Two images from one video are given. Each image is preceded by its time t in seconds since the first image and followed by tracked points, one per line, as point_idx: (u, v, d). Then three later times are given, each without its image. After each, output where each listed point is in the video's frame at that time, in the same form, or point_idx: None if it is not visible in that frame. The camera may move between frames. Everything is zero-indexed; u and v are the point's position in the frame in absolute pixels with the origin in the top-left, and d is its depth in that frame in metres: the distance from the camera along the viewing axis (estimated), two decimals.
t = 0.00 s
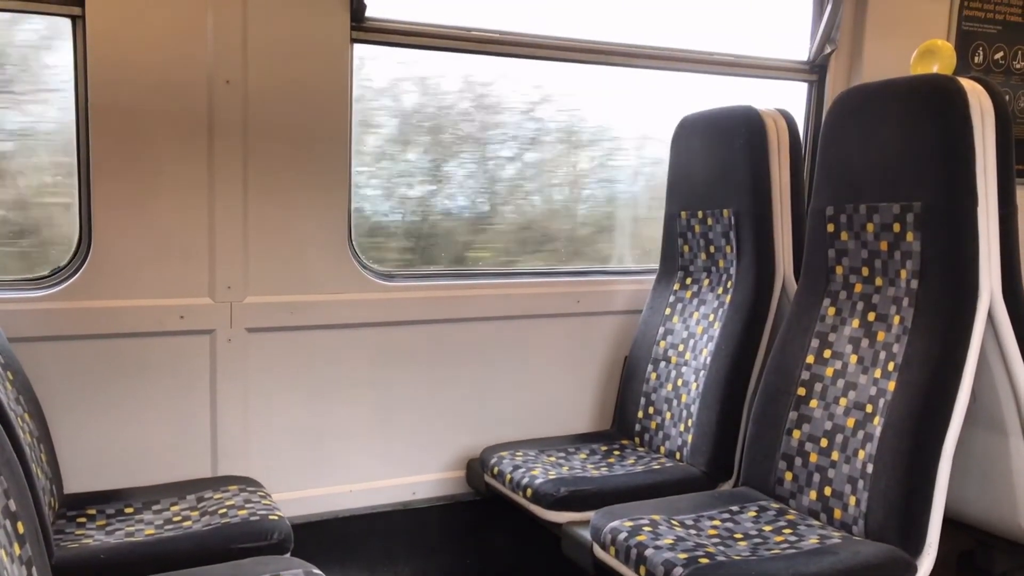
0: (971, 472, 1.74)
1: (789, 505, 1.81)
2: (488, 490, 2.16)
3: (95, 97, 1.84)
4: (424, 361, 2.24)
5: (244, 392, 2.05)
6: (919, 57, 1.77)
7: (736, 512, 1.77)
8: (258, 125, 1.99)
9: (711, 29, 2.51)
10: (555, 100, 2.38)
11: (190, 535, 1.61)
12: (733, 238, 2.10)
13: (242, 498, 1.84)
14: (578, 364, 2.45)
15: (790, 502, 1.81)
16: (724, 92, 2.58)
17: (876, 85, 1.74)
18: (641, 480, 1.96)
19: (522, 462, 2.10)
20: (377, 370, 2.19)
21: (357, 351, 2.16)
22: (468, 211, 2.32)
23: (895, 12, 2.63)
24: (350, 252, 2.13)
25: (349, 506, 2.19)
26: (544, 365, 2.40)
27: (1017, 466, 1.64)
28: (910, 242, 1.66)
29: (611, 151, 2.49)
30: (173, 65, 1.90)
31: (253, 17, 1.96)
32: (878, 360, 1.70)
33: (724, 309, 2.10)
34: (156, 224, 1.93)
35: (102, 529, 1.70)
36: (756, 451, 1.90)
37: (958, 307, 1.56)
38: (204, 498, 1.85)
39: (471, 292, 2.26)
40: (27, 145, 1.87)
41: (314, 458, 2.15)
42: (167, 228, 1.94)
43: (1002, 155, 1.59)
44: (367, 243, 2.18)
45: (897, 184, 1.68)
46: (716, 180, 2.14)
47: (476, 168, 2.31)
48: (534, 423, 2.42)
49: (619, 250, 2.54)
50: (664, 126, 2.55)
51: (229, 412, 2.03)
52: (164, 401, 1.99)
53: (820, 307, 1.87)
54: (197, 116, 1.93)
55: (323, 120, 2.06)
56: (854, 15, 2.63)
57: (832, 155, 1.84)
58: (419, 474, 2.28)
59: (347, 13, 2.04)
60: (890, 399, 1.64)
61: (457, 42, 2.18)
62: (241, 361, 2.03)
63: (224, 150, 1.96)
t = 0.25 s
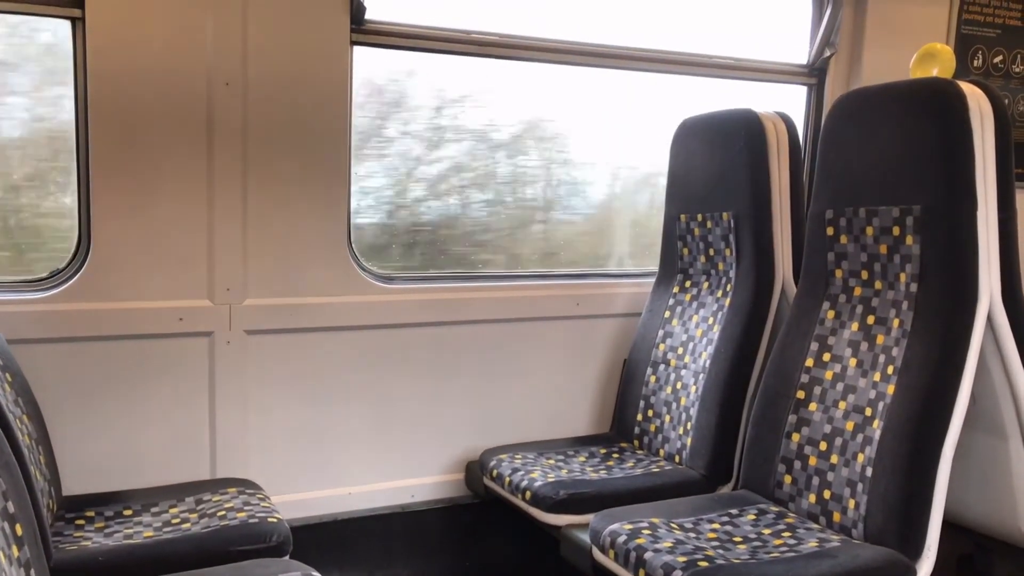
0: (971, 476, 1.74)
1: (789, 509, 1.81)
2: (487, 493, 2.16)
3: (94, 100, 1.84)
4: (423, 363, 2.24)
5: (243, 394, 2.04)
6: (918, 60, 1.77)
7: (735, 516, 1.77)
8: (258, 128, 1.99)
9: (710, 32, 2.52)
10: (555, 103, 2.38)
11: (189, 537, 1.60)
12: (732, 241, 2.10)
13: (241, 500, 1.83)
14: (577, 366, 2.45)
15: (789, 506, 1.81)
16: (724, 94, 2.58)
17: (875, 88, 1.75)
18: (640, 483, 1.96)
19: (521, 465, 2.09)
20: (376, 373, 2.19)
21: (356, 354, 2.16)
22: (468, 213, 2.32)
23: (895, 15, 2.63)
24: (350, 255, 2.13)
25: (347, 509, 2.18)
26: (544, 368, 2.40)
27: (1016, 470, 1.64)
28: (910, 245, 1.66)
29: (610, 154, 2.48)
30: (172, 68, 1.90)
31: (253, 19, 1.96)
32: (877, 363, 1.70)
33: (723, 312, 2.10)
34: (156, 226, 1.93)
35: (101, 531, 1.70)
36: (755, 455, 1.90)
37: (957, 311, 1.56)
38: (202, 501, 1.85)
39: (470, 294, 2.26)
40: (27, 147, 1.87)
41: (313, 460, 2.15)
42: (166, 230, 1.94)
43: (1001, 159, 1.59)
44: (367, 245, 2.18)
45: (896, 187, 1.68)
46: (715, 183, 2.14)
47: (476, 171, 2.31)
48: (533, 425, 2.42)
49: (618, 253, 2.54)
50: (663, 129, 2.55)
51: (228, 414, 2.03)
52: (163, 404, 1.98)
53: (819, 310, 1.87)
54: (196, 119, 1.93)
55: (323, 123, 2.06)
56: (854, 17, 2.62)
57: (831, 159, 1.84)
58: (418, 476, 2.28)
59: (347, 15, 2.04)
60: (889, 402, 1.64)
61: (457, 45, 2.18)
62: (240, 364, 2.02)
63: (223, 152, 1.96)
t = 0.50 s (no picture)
0: (970, 478, 1.74)
1: (788, 510, 1.81)
2: (486, 494, 2.16)
3: (94, 100, 1.84)
4: (422, 364, 2.24)
5: (242, 395, 2.04)
6: (918, 62, 1.77)
7: (734, 517, 1.77)
8: (258, 128, 1.99)
9: (710, 33, 2.52)
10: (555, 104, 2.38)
11: (187, 538, 1.60)
12: (732, 243, 2.10)
13: (240, 501, 1.83)
14: (576, 367, 2.45)
15: (788, 507, 1.81)
16: (724, 96, 2.58)
17: (876, 90, 1.75)
18: (639, 485, 1.96)
19: (520, 466, 2.09)
20: (375, 374, 2.19)
21: (356, 355, 2.16)
22: (468, 214, 2.32)
23: (895, 17, 2.63)
24: (349, 256, 2.13)
25: (347, 510, 2.19)
26: (543, 369, 2.40)
27: (1016, 472, 1.64)
28: (909, 247, 1.66)
29: (610, 156, 2.49)
30: (172, 68, 1.90)
31: (253, 20, 1.96)
32: (876, 365, 1.70)
33: (722, 314, 2.10)
34: (155, 226, 1.93)
35: (100, 532, 1.70)
36: (754, 456, 1.90)
37: (957, 313, 1.56)
38: (201, 501, 1.84)
39: (469, 295, 2.26)
40: (26, 147, 1.86)
41: (312, 461, 2.15)
42: (165, 230, 1.94)
43: (1001, 161, 1.60)
44: (366, 246, 2.18)
45: (896, 189, 1.68)
46: (715, 184, 2.14)
47: (476, 172, 2.31)
48: (532, 426, 2.41)
49: (618, 254, 2.54)
50: (663, 131, 2.55)
51: (226, 415, 2.03)
52: (162, 404, 1.98)
53: (818, 312, 1.87)
54: (196, 119, 1.93)
55: (322, 124, 2.06)
56: (854, 20, 2.63)
57: (831, 160, 1.84)
58: (417, 477, 2.28)
59: (346, 16, 2.04)
60: (889, 404, 1.64)
61: (457, 46, 2.18)
62: (239, 364, 2.02)
63: (223, 153, 1.96)
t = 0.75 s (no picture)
0: (970, 478, 1.74)
1: (787, 510, 1.81)
2: (486, 493, 2.16)
3: (93, 99, 1.84)
4: (422, 364, 2.24)
5: (242, 395, 2.04)
6: (918, 62, 1.77)
7: (734, 517, 1.77)
8: (257, 128, 1.99)
9: (710, 33, 2.52)
10: (555, 104, 2.38)
11: (187, 537, 1.60)
12: (732, 242, 2.10)
13: (239, 501, 1.83)
14: (576, 367, 2.45)
15: (788, 507, 1.81)
16: (724, 96, 2.58)
17: (876, 90, 1.74)
18: (638, 484, 1.96)
19: (519, 466, 2.09)
20: (375, 373, 2.19)
21: (355, 355, 2.16)
22: (467, 214, 2.32)
23: (895, 17, 2.63)
24: (349, 255, 2.13)
25: (347, 510, 2.19)
26: (542, 369, 2.40)
27: (1016, 472, 1.64)
28: (909, 247, 1.66)
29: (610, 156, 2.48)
30: (172, 67, 1.90)
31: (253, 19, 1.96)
32: (876, 365, 1.70)
33: (722, 313, 2.10)
34: (154, 226, 1.93)
35: (99, 532, 1.70)
36: (754, 456, 1.90)
37: (957, 314, 1.56)
38: (201, 501, 1.84)
39: (469, 295, 2.26)
40: (26, 146, 1.86)
41: (312, 461, 2.15)
42: (165, 230, 1.94)
43: (1001, 162, 1.59)
44: (366, 246, 2.18)
45: (896, 189, 1.68)
46: (715, 184, 2.14)
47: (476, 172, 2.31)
48: (532, 426, 2.41)
49: (618, 254, 2.54)
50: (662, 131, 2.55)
51: (226, 414, 2.03)
52: (161, 404, 1.98)
53: (818, 312, 1.87)
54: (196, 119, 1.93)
55: (322, 124, 2.06)
56: (854, 20, 2.63)
57: (831, 160, 1.84)
58: (416, 477, 2.27)
59: (346, 15, 2.04)
60: (888, 404, 1.64)
61: (457, 46, 2.18)
62: (239, 364, 2.02)
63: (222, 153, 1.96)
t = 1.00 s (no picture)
0: (969, 478, 1.74)
1: (787, 510, 1.81)
2: (486, 494, 2.16)
3: (93, 100, 1.84)
4: (422, 364, 2.24)
5: (242, 395, 2.04)
6: (917, 61, 1.77)
7: (734, 517, 1.77)
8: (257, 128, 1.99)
9: (710, 33, 2.52)
10: (554, 104, 2.38)
11: (187, 538, 1.60)
12: (731, 242, 2.10)
13: (239, 501, 1.83)
14: (576, 367, 2.45)
15: (788, 507, 1.81)
16: (723, 96, 2.58)
17: (875, 90, 1.74)
18: (638, 484, 1.96)
19: (519, 466, 2.09)
20: (374, 374, 2.19)
21: (355, 355, 2.16)
22: (467, 215, 2.32)
23: (894, 17, 2.63)
24: (349, 256, 2.13)
25: (346, 510, 2.18)
26: (542, 369, 2.40)
27: (1015, 472, 1.64)
28: (908, 247, 1.66)
29: (609, 156, 2.48)
30: (172, 68, 1.90)
31: (253, 20, 1.96)
32: (876, 365, 1.70)
33: (721, 313, 2.10)
34: (154, 226, 1.93)
35: (99, 532, 1.70)
36: (754, 456, 1.90)
37: (956, 313, 1.56)
38: (201, 501, 1.84)
39: (469, 295, 2.26)
40: (26, 147, 1.86)
41: (312, 461, 2.15)
42: (165, 230, 1.94)
43: (1000, 161, 1.59)
44: (366, 246, 2.18)
45: (895, 189, 1.68)
46: (715, 184, 2.14)
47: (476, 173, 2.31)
48: (532, 426, 2.41)
49: (617, 254, 2.54)
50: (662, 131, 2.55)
51: (226, 415, 2.03)
52: (161, 404, 1.98)
53: (817, 312, 1.87)
54: (195, 119, 1.93)
55: (321, 124, 2.06)
56: (853, 20, 2.63)
57: (830, 160, 1.84)
58: (416, 477, 2.27)
59: (346, 16, 2.04)
60: (888, 404, 1.64)
61: (457, 46, 2.18)
62: (239, 364, 2.02)
63: (222, 153, 1.96)
